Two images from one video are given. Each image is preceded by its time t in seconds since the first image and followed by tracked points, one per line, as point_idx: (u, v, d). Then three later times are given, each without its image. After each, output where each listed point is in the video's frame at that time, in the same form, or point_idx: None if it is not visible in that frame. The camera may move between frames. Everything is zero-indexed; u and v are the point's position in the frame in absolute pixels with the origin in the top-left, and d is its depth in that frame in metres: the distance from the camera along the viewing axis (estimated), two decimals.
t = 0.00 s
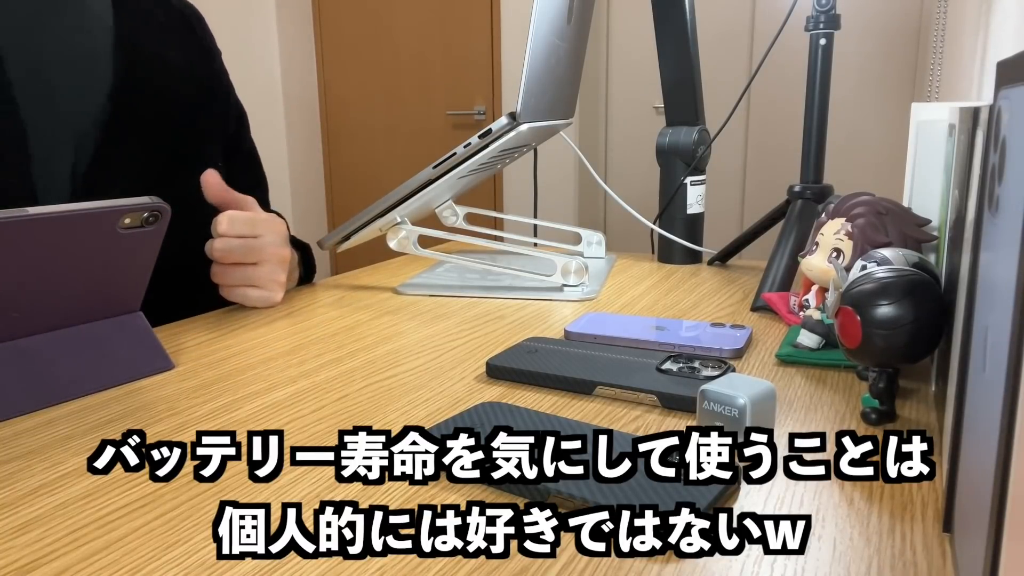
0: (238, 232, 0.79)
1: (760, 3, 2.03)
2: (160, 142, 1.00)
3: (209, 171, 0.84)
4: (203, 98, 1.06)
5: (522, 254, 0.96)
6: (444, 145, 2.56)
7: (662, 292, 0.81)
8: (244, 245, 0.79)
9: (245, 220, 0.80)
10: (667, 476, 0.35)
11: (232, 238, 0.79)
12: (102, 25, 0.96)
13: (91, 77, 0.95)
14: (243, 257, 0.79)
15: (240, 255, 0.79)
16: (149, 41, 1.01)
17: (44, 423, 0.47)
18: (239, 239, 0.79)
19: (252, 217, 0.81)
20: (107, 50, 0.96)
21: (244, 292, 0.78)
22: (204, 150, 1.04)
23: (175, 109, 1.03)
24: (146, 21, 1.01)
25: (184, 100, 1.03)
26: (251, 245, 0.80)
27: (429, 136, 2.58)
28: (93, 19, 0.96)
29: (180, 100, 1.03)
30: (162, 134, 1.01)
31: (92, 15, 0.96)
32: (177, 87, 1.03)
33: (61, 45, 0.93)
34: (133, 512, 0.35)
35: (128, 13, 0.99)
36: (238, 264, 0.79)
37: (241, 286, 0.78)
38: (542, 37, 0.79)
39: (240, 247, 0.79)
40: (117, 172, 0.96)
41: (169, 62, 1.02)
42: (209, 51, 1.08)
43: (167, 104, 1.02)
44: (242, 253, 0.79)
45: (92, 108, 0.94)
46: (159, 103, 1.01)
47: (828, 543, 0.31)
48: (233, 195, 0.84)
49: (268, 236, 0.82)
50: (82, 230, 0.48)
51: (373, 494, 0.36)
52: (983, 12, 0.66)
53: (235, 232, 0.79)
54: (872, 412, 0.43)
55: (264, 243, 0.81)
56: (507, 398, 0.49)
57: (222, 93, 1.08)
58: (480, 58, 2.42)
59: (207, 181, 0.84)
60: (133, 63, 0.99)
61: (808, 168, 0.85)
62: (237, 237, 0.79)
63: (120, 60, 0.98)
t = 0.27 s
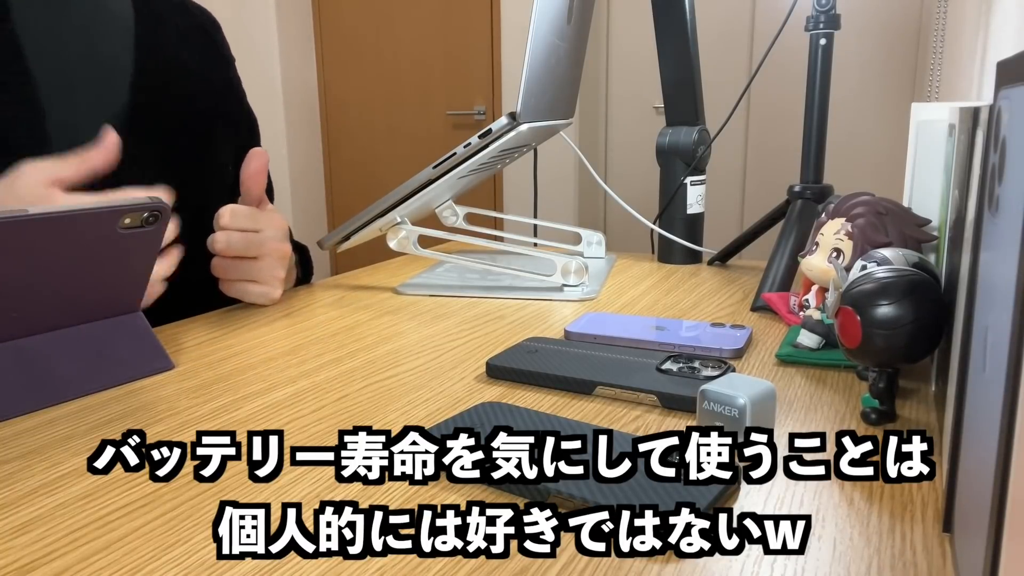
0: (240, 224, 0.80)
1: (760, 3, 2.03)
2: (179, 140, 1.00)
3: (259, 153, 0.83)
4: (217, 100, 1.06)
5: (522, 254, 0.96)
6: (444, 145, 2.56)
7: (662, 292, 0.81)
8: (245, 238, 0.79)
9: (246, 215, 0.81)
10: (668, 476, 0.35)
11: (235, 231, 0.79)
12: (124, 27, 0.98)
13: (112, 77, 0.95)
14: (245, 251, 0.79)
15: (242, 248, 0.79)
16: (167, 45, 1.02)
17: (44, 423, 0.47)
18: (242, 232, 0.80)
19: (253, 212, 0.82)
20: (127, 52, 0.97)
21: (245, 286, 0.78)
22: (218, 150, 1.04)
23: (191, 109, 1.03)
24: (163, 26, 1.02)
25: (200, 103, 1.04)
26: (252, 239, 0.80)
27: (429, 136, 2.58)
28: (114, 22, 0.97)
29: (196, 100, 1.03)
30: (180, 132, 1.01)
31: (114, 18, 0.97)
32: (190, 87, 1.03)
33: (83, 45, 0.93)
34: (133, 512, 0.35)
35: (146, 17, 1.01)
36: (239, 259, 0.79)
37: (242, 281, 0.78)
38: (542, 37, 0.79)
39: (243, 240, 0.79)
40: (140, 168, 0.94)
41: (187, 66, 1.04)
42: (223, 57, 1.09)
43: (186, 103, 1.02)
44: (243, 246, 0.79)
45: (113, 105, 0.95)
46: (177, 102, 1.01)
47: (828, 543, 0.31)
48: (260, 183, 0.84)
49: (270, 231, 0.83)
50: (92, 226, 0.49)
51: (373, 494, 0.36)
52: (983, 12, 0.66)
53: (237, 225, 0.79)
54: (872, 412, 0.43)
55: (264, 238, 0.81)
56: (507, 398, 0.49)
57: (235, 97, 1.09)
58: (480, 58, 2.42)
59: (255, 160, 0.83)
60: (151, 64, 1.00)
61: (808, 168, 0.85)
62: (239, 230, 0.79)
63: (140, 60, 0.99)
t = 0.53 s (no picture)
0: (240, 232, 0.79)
1: (760, 3, 2.03)
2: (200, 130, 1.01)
3: (268, 159, 0.79)
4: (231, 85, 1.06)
5: (522, 254, 0.96)
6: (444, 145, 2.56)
7: (662, 292, 0.81)
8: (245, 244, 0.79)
9: (248, 220, 0.80)
10: (668, 476, 0.35)
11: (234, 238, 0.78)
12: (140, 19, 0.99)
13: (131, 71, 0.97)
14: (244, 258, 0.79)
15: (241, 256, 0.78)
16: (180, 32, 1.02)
17: (44, 423, 0.47)
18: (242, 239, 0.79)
19: (254, 217, 0.81)
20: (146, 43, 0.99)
21: (244, 291, 0.78)
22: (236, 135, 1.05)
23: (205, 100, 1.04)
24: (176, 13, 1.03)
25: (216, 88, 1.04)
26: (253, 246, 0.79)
27: (429, 136, 2.58)
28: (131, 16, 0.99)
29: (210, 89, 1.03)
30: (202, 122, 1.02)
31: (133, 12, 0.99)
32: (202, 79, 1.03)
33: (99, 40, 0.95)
34: (133, 512, 0.35)
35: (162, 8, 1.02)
36: (239, 265, 0.78)
37: (242, 285, 0.78)
38: (542, 37, 0.79)
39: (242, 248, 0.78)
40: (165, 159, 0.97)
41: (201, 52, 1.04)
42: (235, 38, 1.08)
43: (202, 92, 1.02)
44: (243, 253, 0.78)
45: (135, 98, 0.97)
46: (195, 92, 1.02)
47: (828, 543, 0.31)
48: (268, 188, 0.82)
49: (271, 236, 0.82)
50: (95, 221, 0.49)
51: (373, 494, 0.36)
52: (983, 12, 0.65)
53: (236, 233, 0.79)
54: (872, 412, 0.43)
55: (266, 243, 0.81)
56: (507, 398, 0.49)
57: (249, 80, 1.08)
58: (480, 58, 2.42)
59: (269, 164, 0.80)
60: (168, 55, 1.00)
61: (808, 168, 0.85)
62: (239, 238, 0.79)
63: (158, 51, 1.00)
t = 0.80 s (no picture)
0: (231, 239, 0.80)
1: (760, 3, 2.03)
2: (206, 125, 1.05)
3: (244, 162, 0.80)
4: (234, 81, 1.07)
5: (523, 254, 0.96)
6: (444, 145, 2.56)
7: (662, 292, 0.81)
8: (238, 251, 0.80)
9: (237, 227, 0.81)
10: (669, 475, 0.35)
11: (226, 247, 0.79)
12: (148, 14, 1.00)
13: (139, 69, 0.99)
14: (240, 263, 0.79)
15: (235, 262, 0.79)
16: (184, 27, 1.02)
17: (44, 423, 0.47)
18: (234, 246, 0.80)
19: (243, 223, 0.82)
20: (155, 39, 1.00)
21: (241, 294, 0.78)
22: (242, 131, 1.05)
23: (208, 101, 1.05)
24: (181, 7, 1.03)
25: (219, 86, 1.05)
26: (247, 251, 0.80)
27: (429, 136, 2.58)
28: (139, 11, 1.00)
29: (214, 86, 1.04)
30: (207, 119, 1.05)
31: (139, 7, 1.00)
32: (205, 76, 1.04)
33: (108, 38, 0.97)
34: (133, 512, 0.35)
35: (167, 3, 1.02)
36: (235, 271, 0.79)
37: (238, 290, 0.78)
38: (543, 37, 0.79)
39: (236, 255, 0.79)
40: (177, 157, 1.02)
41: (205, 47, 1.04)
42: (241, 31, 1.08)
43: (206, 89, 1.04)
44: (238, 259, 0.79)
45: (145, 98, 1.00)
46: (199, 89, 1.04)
47: (828, 543, 0.31)
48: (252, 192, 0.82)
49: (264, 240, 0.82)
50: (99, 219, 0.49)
51: (373, 494, 0.36)
52: (983, 12, 0.65)
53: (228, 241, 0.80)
54: (871, 412, 0.43)
55: (260, 246, 0.81)
56: (507, 398, 0.49)
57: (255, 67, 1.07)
58: (480, 58, 2.42)
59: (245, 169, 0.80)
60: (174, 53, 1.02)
61: (808, 168, 0.85)
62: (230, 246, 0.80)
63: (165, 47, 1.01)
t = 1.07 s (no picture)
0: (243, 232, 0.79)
1: (760, 3, 2.03)
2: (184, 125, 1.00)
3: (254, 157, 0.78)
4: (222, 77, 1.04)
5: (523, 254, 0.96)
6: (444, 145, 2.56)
7: (662, 292, 0.81)
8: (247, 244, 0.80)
9: (249, 220, 0.80)
10: (669, 475, 0.35)
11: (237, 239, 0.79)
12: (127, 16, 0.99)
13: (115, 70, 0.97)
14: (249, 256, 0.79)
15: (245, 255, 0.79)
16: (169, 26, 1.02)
17: (44, 423, 0.47)
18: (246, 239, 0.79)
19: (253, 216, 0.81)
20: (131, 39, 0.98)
21: (245, 289, 0.78)
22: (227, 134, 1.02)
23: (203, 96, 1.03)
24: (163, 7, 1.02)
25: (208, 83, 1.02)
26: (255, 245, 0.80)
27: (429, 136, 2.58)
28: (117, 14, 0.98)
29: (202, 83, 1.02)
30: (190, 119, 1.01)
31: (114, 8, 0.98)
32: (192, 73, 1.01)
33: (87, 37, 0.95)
34: (133, 512, 0.35)
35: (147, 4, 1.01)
36: (242, 264, 0.79)
37: (242, 285, 0.78)
38: (543, 37, 0.79)
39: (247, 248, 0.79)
40: (152, 156, 0.97)
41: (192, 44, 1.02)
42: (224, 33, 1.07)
43: (196, 86, 1.01)
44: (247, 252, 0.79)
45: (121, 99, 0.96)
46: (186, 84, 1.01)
47: (828, 543, 0.31)
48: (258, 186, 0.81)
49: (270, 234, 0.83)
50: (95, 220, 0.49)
51: (373, 494, 0.36)
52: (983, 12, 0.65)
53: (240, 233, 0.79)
54: (872, 412, 0.43)
55: (268, 241, 0.81)
56: (507, 398, 0.49)
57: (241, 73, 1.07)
58: (480, 58, 2.42)
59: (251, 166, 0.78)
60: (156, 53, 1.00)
61: (808, 168, 0.85)
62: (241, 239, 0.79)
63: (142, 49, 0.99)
